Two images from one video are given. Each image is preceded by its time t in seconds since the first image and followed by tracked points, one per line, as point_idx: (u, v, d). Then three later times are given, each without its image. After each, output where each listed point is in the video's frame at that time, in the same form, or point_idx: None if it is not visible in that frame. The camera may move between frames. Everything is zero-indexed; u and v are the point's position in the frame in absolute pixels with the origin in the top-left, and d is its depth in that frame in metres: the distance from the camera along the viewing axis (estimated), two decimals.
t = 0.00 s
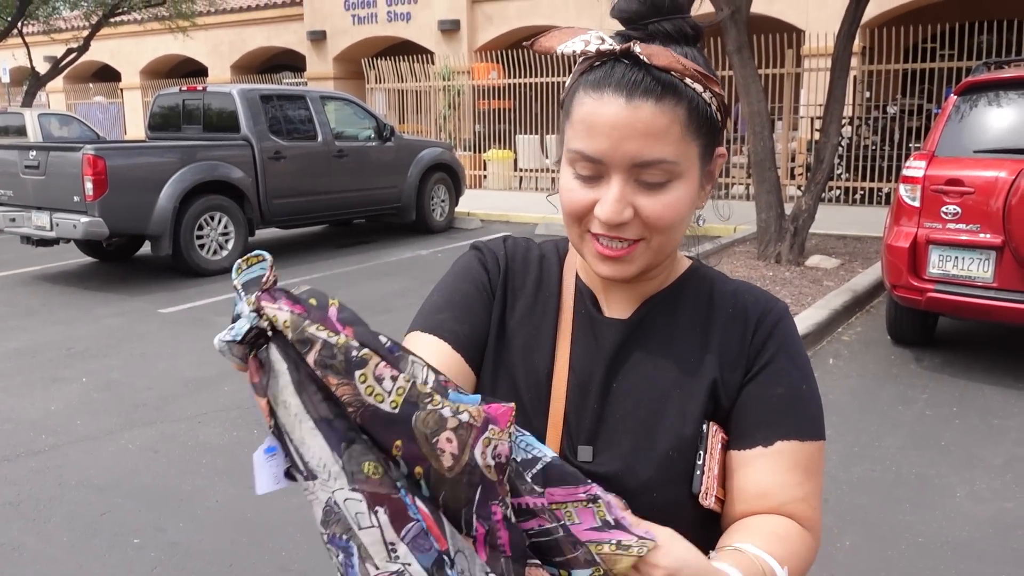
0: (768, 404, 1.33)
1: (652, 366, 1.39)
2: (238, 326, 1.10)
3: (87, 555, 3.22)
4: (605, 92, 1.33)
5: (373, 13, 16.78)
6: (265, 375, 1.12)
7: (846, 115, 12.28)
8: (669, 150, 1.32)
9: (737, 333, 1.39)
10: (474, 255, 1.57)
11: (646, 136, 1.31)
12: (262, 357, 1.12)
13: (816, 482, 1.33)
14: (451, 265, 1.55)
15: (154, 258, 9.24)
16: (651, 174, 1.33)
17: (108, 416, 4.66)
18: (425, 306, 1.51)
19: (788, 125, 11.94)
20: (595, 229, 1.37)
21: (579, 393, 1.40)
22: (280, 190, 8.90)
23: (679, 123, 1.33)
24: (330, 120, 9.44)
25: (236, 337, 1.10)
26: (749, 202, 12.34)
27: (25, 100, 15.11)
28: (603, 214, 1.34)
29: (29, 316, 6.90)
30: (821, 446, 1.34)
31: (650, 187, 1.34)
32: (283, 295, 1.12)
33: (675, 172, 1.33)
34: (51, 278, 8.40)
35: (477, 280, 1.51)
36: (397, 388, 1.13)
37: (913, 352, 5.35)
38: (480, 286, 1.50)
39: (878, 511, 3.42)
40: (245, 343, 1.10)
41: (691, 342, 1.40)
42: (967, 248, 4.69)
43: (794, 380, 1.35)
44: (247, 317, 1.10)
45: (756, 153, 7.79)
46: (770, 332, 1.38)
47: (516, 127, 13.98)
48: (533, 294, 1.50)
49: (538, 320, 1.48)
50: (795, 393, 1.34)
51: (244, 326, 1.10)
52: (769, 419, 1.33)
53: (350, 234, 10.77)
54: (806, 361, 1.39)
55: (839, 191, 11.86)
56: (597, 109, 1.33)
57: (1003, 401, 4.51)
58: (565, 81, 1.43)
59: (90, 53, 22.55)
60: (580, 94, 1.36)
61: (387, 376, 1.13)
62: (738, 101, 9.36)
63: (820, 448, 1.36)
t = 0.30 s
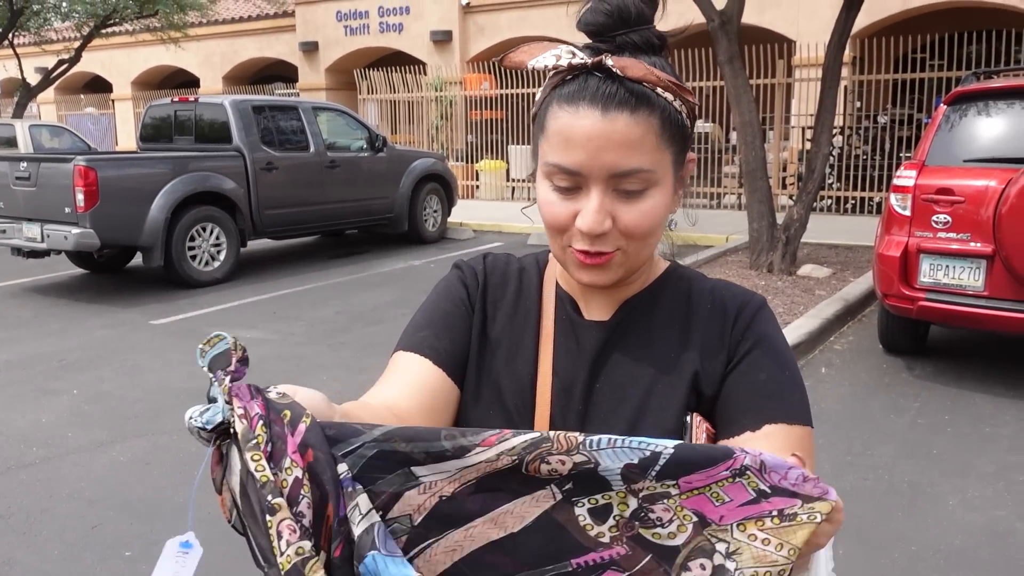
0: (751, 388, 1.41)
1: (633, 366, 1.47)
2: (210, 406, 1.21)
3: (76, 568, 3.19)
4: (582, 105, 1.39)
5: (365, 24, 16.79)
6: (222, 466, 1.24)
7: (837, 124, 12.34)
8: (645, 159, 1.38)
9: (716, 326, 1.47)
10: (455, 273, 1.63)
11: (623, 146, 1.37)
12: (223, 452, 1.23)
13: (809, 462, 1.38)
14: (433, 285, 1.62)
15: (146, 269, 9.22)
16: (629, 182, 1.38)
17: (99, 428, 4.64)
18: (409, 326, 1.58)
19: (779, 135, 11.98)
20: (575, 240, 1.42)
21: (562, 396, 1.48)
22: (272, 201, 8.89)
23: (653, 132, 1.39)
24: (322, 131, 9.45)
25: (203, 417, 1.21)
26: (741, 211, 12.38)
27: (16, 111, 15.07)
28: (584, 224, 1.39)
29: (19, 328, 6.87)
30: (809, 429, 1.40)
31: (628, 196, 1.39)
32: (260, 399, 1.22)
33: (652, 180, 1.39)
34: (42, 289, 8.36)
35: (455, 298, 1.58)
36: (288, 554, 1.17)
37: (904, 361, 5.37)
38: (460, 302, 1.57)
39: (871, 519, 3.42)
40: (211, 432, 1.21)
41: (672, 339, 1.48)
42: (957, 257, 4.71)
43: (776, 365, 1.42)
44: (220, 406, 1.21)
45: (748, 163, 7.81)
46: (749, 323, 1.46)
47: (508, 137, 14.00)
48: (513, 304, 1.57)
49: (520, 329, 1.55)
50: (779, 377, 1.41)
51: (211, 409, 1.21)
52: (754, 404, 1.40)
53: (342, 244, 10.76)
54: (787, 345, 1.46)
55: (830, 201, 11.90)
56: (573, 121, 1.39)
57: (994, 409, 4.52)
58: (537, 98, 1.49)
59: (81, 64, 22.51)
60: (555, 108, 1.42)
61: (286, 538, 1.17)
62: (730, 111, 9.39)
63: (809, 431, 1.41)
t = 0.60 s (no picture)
0: (741, 373, 1.44)
1: (620, 363, 1.49)
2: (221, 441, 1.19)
3: None
4: (559, 104, 1.40)
5: (356, 31, 16.81)
6: (242, 505, 1.21)
7: (827, 131, 12.39)
8: (624, 156, 1.39)
9: (701, 316, 1.50)
10: (435, 283, 1.62)
11: (602, 143, 1.38)
12: (241, 488, 1.21)
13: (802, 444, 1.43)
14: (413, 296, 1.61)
15: (136, 276, 9.18)
16: (609, 179, 1.39)
17: (89, 434, 4.61)
18: (391, 337, 1.56)
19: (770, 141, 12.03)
20: (558, 239, 1.43)
21: (551, 397, 1.49)
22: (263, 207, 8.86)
23: (631, 129, 1.40)
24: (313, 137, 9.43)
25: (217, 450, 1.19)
26: (732, 217, 12.41)
27: (6, 117, 15.02)
28: (567, 223, 1.40)
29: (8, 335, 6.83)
30: (798, 411, 1.44)
31: (609, 192, 1.41)
32: (270, 429, 1.23)
33: (631, 176, 1.40)
34: (31, 296, 8.32)
35: (437, 306, 1.57)
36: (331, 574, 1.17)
37: (895, 366, 5.38)
38: (442, 309, 1.56)
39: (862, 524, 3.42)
40: (227, 471, 1.19)
41: (657, 334, 1.50)
42: (948, 262, 4.72)
43: (761, 352, 1.45)
44: (231, 442, 1.19)
45: (739, 169, 7.84)
46: (731, 314, 1.49)
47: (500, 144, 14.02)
48: (495, 309, 1.57)
49: (504, 333, 1.55)
50: (765, 362, 1.45)
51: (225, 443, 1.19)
52: (746, 390, 1.43)
53: (334, 251, 10.74)
54: (769, 331, 1.50)
55: (821, 207, 11.94)
56: (551, 120, 1.40)
57: (984, 414, 4.54)
58: (511, 101, 1.50)
59: (71, 71, 22.46)
60: (531, 108, 1.43)
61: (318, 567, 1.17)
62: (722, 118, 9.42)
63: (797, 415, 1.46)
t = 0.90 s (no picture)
0: (738, 365, 1.45)
1: (616, 355, 1.50)
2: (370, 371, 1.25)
3: None
4: (595, 73, 1.44)
5: (347, 32, 16.79)
6: (386, 427, 1.27)
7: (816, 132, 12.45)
8: (654, 120, 1.48)
9: (692, 309, 1.53)
10: (416, 283, 1.60)
11: (642, 106, 1.45)
12: (384, 411, 1.27)
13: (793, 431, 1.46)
14: (394, 297, 1.59)
15: (125, 277, 9.14)
16: (647, 141, 1.46)
17: (77, 435, 4.59)
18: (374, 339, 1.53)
19: (760, 142, 12.07)
20: (607, 207, 1.43)
21: (544, 393, 1.48)
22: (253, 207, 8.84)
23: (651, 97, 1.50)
24: (303, 138, 9.42)
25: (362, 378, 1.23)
26: (722, 218, 12.44)
27: None
28: (624, 186, 1.41)
29: None
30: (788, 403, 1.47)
31: (645, 156, 1.47)
32: (417, 354, 1.30)
33: (655, 143, 1.49)
34: (19, 296, 8.28)
35: (421, 307, 1.55)
36: (456, 509, 1.27)
37: (883, 364, 5.41)
38: (427, 310, 1.54)
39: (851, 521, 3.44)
40: (374, 390, 1.24)
41: (651, 327, 1.52)
42: (936, 261, 4.75)
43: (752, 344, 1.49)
44: (383, 365, 1.25)
45: (729, 169, 7.86)
46: (721, 304, 1.53)
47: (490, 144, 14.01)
48: (481, 307, 1.56)
49: (492, 330, 1.54)
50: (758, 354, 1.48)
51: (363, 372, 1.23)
52: (743, 379, 1.44)
53: (323, 251, 10.72)
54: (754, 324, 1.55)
55: (810, 208, 11.99)
56: (595, 87, 1.43)
57: (972, 412, 4.56)
58: (521, 84, 1.50)
59: (59, 71, 22.35)
60: (566, 80, 1.44)
61: (448, 497, 1.27)
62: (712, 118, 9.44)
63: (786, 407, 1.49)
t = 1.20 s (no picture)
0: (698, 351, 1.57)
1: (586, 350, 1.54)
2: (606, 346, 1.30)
3: None
4: (569, 65, 1.44)
5: (316, 25, 16.67)
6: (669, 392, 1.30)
7: (783, 131, 12.56)
8: (623, 116, 1.48)
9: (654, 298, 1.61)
10: (381, 281, 1.53)
11: (612, 101, 1.46)
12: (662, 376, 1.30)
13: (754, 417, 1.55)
14: (358, 297, 1.50)
15: (88, 272, 9.01)
16: (617, 137, 1.46)
17: (39, 432, 4.52)
18: (343, 339, 1.43)
19: (728, 140, 12.17)
20: (580, 201, 1.42)
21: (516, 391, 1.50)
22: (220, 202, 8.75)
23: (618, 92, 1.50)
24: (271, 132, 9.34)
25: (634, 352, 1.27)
26: (690, 215, 12.53)
27: None
28: (600, 180, 1.41)
29: None
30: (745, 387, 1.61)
31: (615, 151, 1.47)
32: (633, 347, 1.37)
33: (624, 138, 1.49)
34: None
35: (392, 305, 1.49)
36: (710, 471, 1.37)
37: (847, 360, 5.48)
38: (397, 308, 1.48)
39: (815, 515, 3.48)
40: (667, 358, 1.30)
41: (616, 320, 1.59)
42: (898, 259, 4.82)
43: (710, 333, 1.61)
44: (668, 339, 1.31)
45: (697, 167, 7.91)
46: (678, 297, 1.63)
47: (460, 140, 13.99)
48: (449, 305, 1.53)
49: (462, 328, 1.52)
50: (715, 341, 1.59)
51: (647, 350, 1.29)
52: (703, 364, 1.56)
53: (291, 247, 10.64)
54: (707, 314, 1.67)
55: (777, 206, 12.12)
56: (566, 80, 1.43)
57: (933, 407, 4.64)
58: (492, 75, 1.48)
59: (21, 62, 21.94)
60: (537, 72, 1.44)
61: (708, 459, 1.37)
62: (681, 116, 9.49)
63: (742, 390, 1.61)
